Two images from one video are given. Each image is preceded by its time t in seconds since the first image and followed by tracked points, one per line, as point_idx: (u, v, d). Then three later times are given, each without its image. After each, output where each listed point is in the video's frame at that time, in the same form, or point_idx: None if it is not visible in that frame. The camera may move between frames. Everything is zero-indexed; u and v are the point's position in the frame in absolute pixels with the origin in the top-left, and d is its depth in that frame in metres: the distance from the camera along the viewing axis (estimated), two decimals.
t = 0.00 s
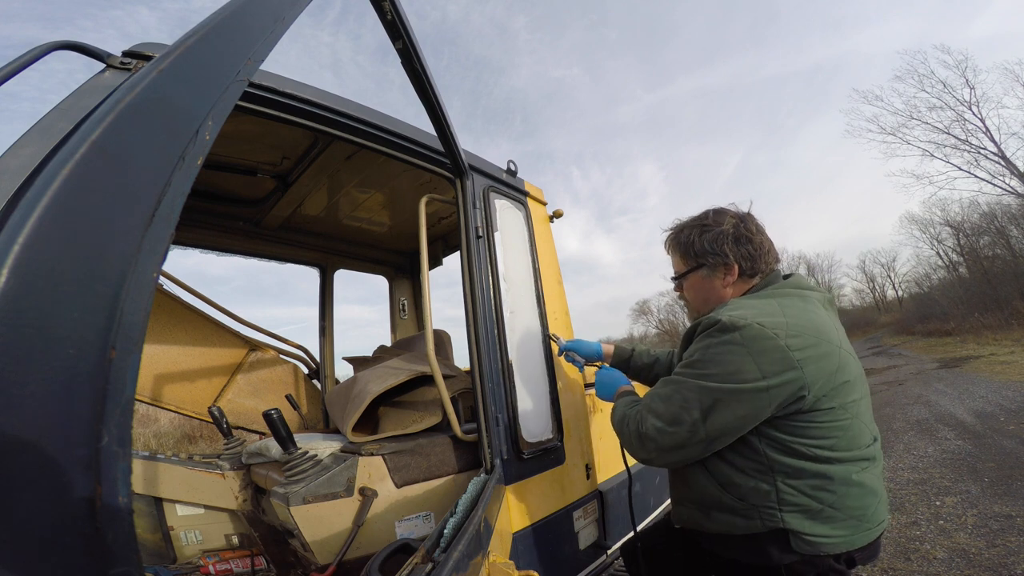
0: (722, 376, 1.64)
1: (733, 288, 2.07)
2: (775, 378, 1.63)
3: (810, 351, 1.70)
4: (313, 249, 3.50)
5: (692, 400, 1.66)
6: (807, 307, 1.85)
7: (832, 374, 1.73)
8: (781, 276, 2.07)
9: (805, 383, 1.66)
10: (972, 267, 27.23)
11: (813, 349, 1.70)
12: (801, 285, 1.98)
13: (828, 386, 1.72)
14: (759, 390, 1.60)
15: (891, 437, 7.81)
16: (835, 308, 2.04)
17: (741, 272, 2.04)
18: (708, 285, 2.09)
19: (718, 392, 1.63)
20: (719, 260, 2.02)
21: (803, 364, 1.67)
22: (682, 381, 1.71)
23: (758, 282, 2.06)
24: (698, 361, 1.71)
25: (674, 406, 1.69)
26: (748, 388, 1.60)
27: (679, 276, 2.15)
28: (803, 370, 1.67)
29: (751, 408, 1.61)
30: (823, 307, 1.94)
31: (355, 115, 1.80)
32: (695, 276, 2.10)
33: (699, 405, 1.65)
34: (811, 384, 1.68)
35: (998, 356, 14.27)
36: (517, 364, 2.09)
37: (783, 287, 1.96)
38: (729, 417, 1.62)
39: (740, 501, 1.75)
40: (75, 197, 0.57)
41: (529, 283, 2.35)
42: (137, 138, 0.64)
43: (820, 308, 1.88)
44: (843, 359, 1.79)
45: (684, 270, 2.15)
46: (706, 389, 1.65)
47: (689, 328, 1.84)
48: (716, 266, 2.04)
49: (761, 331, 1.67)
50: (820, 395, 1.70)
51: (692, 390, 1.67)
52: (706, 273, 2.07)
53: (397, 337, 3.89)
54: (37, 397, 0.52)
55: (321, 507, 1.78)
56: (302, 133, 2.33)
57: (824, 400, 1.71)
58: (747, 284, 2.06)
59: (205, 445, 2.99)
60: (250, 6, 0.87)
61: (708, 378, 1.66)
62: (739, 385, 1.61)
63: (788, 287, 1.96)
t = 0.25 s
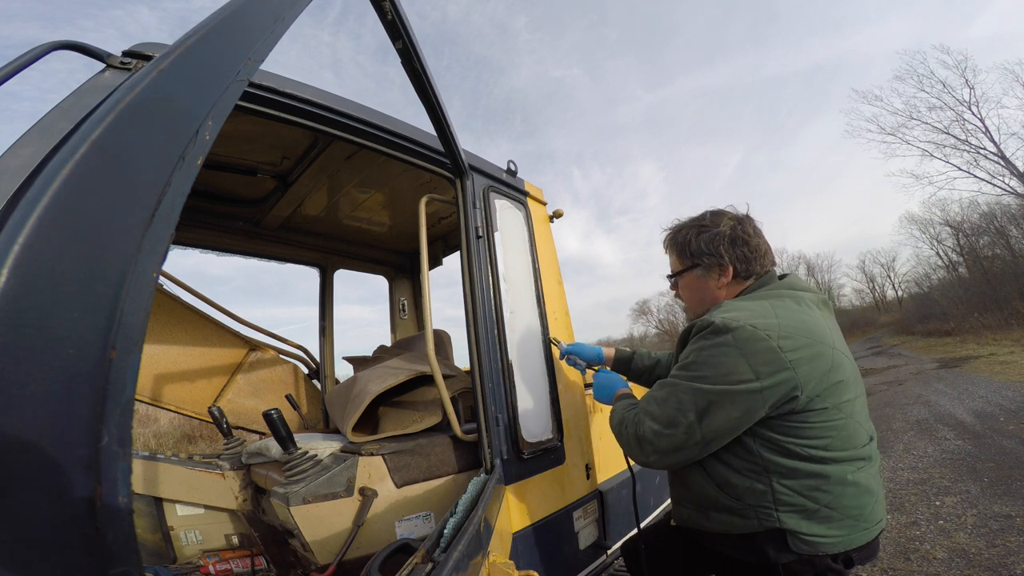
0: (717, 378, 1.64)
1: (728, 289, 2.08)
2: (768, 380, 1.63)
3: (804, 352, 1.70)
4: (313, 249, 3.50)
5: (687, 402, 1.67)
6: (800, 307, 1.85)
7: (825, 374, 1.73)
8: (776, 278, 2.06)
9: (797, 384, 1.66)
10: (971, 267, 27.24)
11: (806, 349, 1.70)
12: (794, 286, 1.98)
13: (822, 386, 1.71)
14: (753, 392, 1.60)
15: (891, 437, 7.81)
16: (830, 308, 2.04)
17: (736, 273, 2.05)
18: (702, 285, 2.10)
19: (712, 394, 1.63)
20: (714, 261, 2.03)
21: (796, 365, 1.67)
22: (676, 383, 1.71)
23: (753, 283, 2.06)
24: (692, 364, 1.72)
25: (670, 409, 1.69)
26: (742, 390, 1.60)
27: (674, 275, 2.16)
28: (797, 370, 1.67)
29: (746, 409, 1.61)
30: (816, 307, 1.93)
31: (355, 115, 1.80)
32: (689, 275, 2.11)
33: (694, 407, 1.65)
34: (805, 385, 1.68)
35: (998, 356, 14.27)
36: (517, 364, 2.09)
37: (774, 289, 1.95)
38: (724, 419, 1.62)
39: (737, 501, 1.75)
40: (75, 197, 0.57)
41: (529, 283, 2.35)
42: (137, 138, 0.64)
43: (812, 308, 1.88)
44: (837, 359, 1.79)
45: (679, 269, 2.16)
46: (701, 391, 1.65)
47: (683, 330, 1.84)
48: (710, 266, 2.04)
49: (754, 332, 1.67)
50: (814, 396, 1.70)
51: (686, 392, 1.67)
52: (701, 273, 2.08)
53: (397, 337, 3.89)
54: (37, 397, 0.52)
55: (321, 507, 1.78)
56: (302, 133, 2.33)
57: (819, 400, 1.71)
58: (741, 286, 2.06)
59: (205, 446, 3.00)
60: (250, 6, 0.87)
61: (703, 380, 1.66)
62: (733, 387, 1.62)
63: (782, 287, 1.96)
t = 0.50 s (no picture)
0: (718, 381, 1.65)
1: (726, 289, 2.08)
2: (769, 381, 1.63)
3: (804, 352, 1.70)
4: (314, 249, 3.50)
5: (688, 406, 1.67)
6: (797, 307, 1.85)
7: (825, 374, 1.73)
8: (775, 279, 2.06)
9: (798, 385, 1.66)
10: (972, 267, 27.23)
11: (806, 349, 1.70)
12: (791, 287, 1.97)
13: (822, 386, 1.71)
14: (754, 393, 1.61)
15: (891, 437, 7.81)
16: (828, 307, 2.04)
17: (734, 274, 2.05)
18: (700, 286, 2.10)
19: (713, 397, 1.63)
20: (711, 261, 2.03)
21: (796, 366, 1.67)
22: (676, 387, 1.71)
23: (751, 283, 2.06)
24: (692, 367, 1.72)
25: (671, 413, 1.70)
26: (742, 391, 1.61)
27: (672, 275, 2.17)
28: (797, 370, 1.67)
29: (747, 411, 1.61)
30: (813, 306, 1.93)
31: (355, 114, 1.80)
32: (687, 276, 2.12)
33: (695, 411, 1.66)
34: (806, 385, 1.68)
35: (998, 356, 14.27)
36: (517, 364, 2.09)
37: (770, 289, 1.95)
38: (726, 421, 1.63)
39: (739, 502, 1.75)
40: (74, 197, 0.57)
41: (529, 283, 2.35)
42: (137, 138, 0.64)
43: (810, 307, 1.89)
44: (836, 358, 1.79)
45: (678, 270, 2.16)
46: (702, 394, 1.65)
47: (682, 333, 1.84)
48: (708, 267, 2.05)
49: (753, 333, 1.68)
50: (814, 396, 1.70)
51: (687, 396, 1.67)
52: (699, 273, 2.08)
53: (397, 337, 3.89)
54: (36, 397, 0.52)
55: (321, 506, 1.78)
56: (302, 133, 2.33)
57: (819, 400, 1.71)
58: (739, 287, 2.07)
59: (205, 445, 3.00)
60: (250, 5, 0.87)
61: (703, 383, 1.66)
62: (734, 389, 1.62)
63: (780, 287, 1.96)
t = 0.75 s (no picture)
0: (747, 392, 1.61)
1: (722, 297, 2.06)
2: (792, 384, 1.63)
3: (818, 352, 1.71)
4: (313, 249, 3.50)
5: (727, 423, 1.60)
6: (800, 308, 1.87)
7: (839, 374, 1.74)
8: (765, 279, 2.07)
9: (822, 386, 1.67)
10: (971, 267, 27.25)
11: (819, 350, 1.72)
12: (785, 287, 1.99)
13: (837, 386, 1.73)
14: (785, 398, 1.60)
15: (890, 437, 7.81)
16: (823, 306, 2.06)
17: (726, 280, 2.04)
18: (697, 300, 2.07)
19: (749, 409, 1.59)
20: (703, 274, 2.01)
21: (814, 367, 1.68)
22: (706, 407, 1.65)
23: (744, 286, 2.06)
24: (715, 383, 1.66)
25: (708, 435, 1.62)
26: (773, 397, 1.60)
27: (667, 295, 2.13)
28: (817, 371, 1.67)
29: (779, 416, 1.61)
30: (810, 305, 1.96)
31: (355, 115, 1.80)
32: (682, 294, 2.09)
33: (733, 427, 1.60)
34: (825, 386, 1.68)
35: (997, 356, 14.28)
36: (517, 364, 2.09)
37: (765, 291, 1.96)
38: (768, 430, 1.60)
39: (760, 509, 1.73)
40: (75, 198, 0.57)
41: (529, 284, 2.36)
42: (137, 138, 0.64)
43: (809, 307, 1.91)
44: (843, 357, 1.82)
45: (671, 290, 2.13)
46: (738, 410, 1.60)
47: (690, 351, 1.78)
48: (701, 280, 2.02)
49: (769, 338, 1.67)
50: (832, 396, 1.71)
51: (720, 413, 1.61)
52: (693, 289, 2.05)
53: (397, 337, 3.89)
54: (36, 397, 0.51)
55: (321, 507, 1.78)
56: (302, 133, 2.33)
57: (836, 400, 1.72)
58: (732, 292, 2.06)
59: (205, 446, 2.99)
60: (250, 5, 0.87)
61: (734, 399, 1.61)
62: (766, 397, 1.60)
63: (775, 287, 1.97)
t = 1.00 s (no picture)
0: (759, 397, 1.60)
1: (722, 301, 2.06)
2: (803, 387, 1.64)
3: (827, 354, 1.71)
4: (313, 249, 3.50)
5: (738, 428, 1.60)
6: (804, 309, 1.87)
7: (848, 376, 1.74)
8: (765, 280, 2.07)
9: (833, 388, 1.67)
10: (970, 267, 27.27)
11: (828, 352, 1.72)
12: (786, 288, 1.98)
13: (845, 387, 1.73)
14: (797, 402, 1.61)
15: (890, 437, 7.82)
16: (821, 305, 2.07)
17: (725, 284, 2.04)
18: (697, 304, 2.07)
19: (761, 414, 1.59)
20: (702, 278, 2.01)
21: (824, 368, 1.68)
22: (717, 411, 1.63)
23: (744, 289, 2.06)
24: (726, 389, 1.65)
25: (720, 440, 1.61)
26: (785, 402, 1.60)
27: (667, 300, 2.13)
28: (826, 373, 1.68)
29: (792, 420, 1.61)
30: (813, 306, 1.96)
31: (355, 114, 1.80)
32: (682, 298, 2.09)
33: (745, 431, 1.59)
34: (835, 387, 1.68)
35: (996, 356, 14.29)
36: (516, 364, 2.09)
37: (769, 292, 1.95)
38: (779, 434, 1.60)
39: (769, 509, 1.72)
40: (75, 197, 0.56)
41: (529, 284, 2.36)
42: (137, 138, 0.64)
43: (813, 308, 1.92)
44: (849, 357, 1.82)
45: (671, 294, 2.13)
46: (749, 414, 1.60)
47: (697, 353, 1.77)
48: (700, 285, 2.02)
49: (779, 341, 1.67)
50: (841, 397, 1.71)
51: (732, 417, 1.61)
52: (692, 293, 2.05)
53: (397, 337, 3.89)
54: (37, 397, 0.51)
55: (321, 507, 1.78)
56: (302, 133, 2.33)
57: (844, 400, 1.73)
58: (732, 295, 2.06)
59: (205, 445, 2.99)
60: (250, 5, 0.87)
61: (745, 404, 1.60)
62: (778, 401, 1.60)
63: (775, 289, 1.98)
